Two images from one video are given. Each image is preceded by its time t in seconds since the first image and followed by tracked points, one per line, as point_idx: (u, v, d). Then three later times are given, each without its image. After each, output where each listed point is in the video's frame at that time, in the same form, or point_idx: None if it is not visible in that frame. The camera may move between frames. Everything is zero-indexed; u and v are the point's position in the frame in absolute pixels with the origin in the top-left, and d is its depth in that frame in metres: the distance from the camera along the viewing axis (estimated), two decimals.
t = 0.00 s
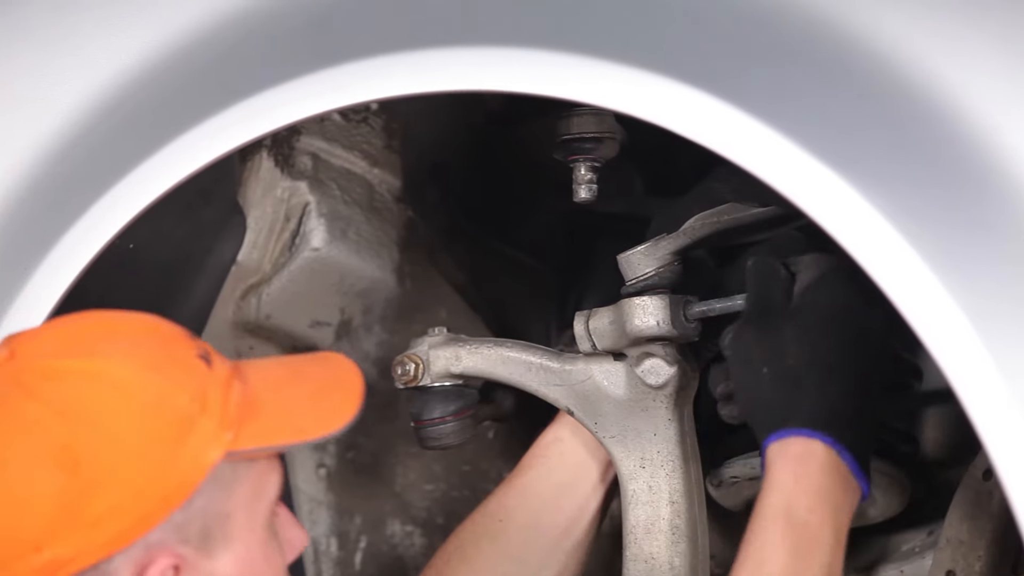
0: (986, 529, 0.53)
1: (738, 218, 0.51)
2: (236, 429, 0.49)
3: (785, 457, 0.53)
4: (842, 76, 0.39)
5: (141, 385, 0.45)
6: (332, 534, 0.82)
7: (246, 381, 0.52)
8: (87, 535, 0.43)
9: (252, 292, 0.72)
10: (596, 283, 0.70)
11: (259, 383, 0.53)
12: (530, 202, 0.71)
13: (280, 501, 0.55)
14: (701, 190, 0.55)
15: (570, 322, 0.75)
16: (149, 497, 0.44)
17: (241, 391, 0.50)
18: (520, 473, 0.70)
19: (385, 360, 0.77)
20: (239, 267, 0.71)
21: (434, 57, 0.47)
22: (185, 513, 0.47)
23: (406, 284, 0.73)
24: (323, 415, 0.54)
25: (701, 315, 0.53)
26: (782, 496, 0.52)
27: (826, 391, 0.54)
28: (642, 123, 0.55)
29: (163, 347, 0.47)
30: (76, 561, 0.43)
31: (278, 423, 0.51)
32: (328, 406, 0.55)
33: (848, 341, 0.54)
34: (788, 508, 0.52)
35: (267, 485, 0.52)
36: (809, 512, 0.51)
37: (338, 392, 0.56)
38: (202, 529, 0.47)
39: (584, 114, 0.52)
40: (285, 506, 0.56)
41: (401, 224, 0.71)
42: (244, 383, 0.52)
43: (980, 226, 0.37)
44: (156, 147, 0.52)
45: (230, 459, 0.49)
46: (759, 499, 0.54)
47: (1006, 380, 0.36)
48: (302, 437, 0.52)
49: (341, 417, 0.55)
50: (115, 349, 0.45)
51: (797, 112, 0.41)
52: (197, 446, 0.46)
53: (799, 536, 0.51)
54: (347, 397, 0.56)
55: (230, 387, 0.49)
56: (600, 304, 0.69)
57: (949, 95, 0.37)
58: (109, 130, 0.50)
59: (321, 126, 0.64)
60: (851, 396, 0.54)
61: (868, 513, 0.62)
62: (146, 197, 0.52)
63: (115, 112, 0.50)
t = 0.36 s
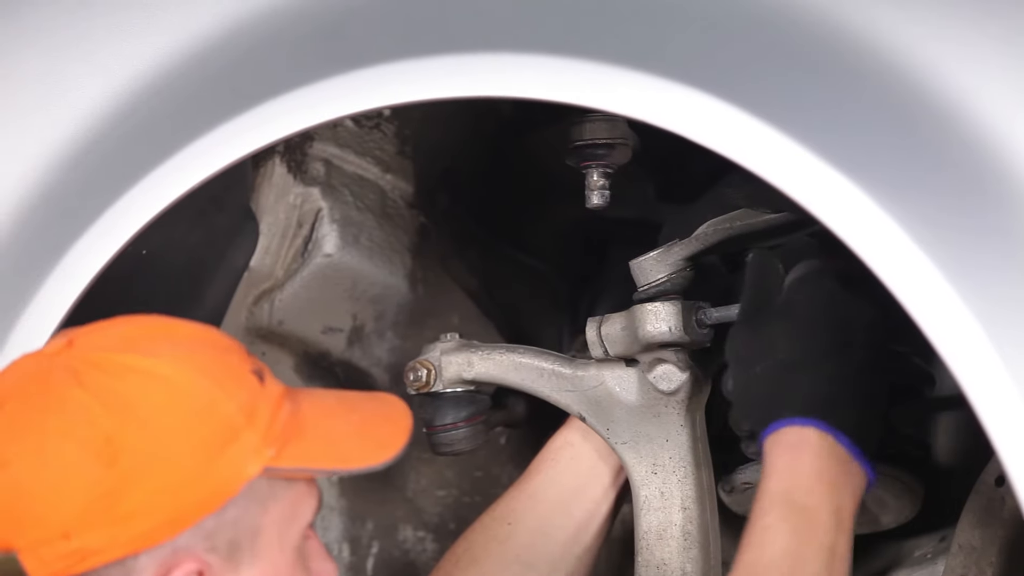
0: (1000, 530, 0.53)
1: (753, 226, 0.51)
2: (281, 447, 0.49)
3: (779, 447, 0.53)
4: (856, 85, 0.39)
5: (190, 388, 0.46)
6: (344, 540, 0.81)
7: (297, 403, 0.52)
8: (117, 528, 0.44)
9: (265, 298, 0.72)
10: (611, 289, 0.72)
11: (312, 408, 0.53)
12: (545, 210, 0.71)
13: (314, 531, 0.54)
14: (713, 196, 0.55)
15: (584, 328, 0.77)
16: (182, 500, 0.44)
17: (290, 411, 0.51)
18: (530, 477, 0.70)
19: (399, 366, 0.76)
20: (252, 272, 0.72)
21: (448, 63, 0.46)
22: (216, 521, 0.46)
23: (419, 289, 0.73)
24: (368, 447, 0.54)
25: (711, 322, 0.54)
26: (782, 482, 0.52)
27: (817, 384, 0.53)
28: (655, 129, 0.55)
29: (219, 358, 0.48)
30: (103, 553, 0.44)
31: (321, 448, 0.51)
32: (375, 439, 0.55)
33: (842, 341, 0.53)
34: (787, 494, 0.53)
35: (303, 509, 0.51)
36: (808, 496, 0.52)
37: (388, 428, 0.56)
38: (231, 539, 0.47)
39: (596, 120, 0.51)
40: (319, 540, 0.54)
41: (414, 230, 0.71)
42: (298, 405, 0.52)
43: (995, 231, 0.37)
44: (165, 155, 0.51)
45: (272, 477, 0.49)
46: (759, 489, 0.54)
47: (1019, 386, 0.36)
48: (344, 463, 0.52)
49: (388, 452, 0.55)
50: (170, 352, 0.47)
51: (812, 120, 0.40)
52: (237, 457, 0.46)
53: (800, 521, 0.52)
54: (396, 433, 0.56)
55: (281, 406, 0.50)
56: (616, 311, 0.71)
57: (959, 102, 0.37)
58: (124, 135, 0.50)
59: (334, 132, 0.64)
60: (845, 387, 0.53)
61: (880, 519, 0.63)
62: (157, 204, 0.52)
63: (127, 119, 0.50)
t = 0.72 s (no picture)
0: (1003, 538, 0.53)
1: (757, 232, 0.51)
2: (256, 441, 0.49)
3: (726, 391, 0.50)
4: (857, 93, 0.39)
5: (164, 391, 0.46)
6: (346, 547, 0.82)
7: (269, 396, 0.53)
8: (101, 532, 0.44)
9: (267, 305, 0.72)
10: (613, 297, 0.74)
11: (284, 399, 0.54)
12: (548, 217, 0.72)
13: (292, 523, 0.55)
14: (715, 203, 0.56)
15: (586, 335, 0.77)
16: (164, 502, 0.45)
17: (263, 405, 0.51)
18: (530, 480, 0.70)
19: (400, 372, 0.77)
20: (254, 279, 0.72)
21: (451, 70, 0.46)
22: (199, 520, 0.47)
23: (421, 296, 0.73)
24: (344, 436, 0.55)
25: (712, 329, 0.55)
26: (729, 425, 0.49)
27: (764, 332, 0.50)
28: (657, 136, 0.55)
29: (190, 356, 0.48)
30: (91, 558, 0.45)
31: (297, 439, 0.52)
32: (350, 428, 0.55)
33: (791, 300, 0.51)
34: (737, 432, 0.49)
35: (283, 502, 0.52)
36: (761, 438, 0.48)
37: (362, 415, 0.57)
38: (213, 537, 0.48)
39: (599, 127, 0.52)
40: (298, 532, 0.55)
41: (416, 237, 0.71)
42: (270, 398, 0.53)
43: (992, 233, 0.37)
44: (169, 163, 0.51)
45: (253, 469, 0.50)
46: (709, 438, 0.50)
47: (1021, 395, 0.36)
48: (321, 453, 0.53)
49: (362, 440, 0.56)
50: (144, 355, 0.47)
51: (816, 128, 0.40)
52: (215, 456, 0.47)
53: (755, 463, 0.48)
54: (370, 420, 0.57)
55: (253, 400, 0.50)
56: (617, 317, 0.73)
57: (958, 106, 0.37)
58: (128, 144, 0.50)
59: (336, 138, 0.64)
60: (794, 336, 0.50)
61: (882, 525, 0.62)
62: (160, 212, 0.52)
63: (129, 126, 0.50)
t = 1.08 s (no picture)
0: (1000, 546, 0.52)
1: (749, 238, 0.51)
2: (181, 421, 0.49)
3: (735, 443, 0.50)
4: (851, 101, 0.39)
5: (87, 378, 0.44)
6: (342, 554, 0.81)
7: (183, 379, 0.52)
8: (49, 528, 0.43)
9: (263, 312, 0.73)
10: (608, 304, 0.75)
11: (195, 379, 0.53)
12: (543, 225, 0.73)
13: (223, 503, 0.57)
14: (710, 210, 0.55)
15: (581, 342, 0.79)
16: (108, 487, 0.44)
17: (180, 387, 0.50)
18: (525, 488, 0.70)
19: (395, 379, 0.77)
20: (250, 286, 0.72)
21: (446, 76, 0.46)
22: (144, 500, 0.47)
23: (417, 304, 0.73)
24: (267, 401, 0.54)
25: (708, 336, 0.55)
26: (736, 478, 0.49)
27: (780, 380, 0.51)
28: (653, 144, 0.55)
29: (102, 347, 0.46)
30: (43, 554, 0.43)
31: (222, 412, 0.52)
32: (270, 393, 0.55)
33: (802, 336, 0.51)
34: (744, 487, 0.49)
35: (216, 476, 0.53)
36: (766, 491, 0.49)
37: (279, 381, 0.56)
38: (161, 514, 0.48)
39: (594, 134, 0.52)
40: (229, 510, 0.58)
41: (411, 244, 0.71)
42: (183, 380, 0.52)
43: (988, 240, 0.37)
44: (163, 171, 0.51)
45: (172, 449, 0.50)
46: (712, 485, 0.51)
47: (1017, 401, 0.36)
48: (248, 420, 0.53)
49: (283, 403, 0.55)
50: (59, 351, 0.45)
51: (812, 136, 0.40)
52: (147, 434, 0.46)
53: (757, 513, 0.48)
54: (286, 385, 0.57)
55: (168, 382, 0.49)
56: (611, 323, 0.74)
57: (953, 112, 0.37)
58: (124, 152, 0.50)
59: (331, 146, 0.64)
60: (809, 392, 0.51)
61: (877, 533, 0.62)
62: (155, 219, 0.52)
63: (124, 134, 0.50)
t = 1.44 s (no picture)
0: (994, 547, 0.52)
1: (744, 241, 0.51)
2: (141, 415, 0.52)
3: (745, 446, 0.50)
4: (842, 103, 0.39)
5: (47, 370, 0.47)
6: (336, 557, 0.82)
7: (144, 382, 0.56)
8: (10, 510, 0.46)
9: (256, 315, 0.72)
10: (601, 305, 0.74)
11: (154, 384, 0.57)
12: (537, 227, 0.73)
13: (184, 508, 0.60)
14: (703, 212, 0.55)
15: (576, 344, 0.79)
16: (68, 471, 0.47)
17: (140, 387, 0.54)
18: (518, 488, 0.70)
19: (389, 381, 0.77)
20: (243, 289, 0.71)
21: (437, 79, 0.46)
22: (104, 488, 0.51)
23: (410, 305, 0.74)
24: (222, 406, 0.59)
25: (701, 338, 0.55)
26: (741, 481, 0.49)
27: (789, 386, 0.50)
28: (646, 145, 0.55)
29: (64, 344, 0.49)
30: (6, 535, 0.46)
31: (179, 410, 0.56)
32: (224, 398, 0.59)
33: (805, 342, 0.51)
34: (747, 492, 0.49)
35: (175, 476, 0.57)
36: (771, 496, 0.48)
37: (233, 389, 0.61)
38: (120, 505, 0.52)
39: (588, 135, 0.52)
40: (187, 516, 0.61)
41: (404, 247, 0.72)
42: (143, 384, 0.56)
43: (978, 240, 0.37)
44: (156, 173, 0.51)
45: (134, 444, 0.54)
46: (717, 487, 0.51)
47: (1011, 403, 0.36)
48: (205, 419, 0.57)
49: (238, 408, 0.60)
50: (19, 343, 0.47)
51: (804, 138, 0.40)
52: (106, 425, 0.49)
53: (755, 518, 0.48)
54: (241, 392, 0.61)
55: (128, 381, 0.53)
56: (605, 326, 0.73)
57: (948, 113, 0.37)
58: (115, 153, 0.50)
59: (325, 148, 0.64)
60: (816, 399, 0.50)
61: (870, 533, 0.62)
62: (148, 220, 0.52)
63: (116, 136, 0.50)
